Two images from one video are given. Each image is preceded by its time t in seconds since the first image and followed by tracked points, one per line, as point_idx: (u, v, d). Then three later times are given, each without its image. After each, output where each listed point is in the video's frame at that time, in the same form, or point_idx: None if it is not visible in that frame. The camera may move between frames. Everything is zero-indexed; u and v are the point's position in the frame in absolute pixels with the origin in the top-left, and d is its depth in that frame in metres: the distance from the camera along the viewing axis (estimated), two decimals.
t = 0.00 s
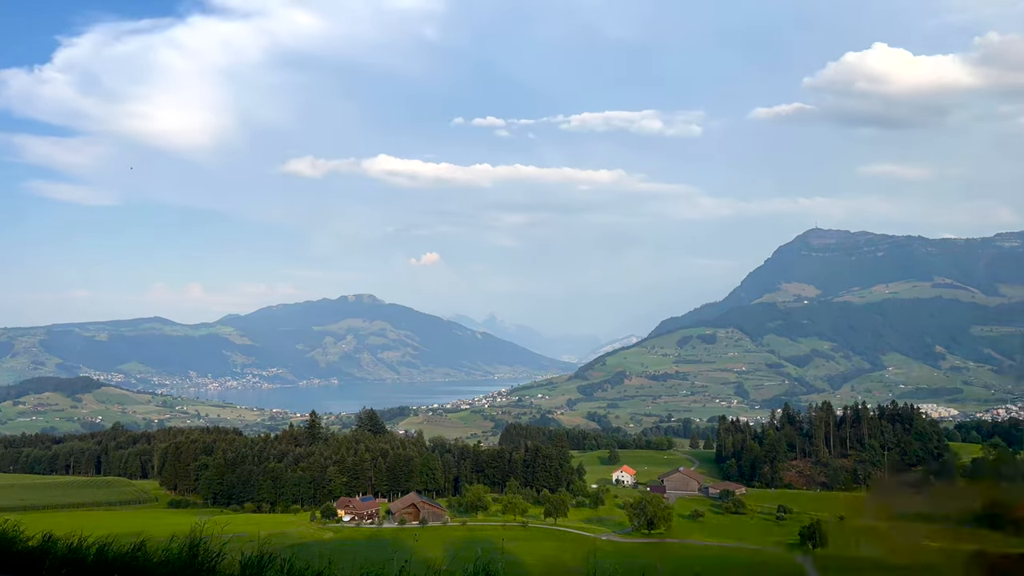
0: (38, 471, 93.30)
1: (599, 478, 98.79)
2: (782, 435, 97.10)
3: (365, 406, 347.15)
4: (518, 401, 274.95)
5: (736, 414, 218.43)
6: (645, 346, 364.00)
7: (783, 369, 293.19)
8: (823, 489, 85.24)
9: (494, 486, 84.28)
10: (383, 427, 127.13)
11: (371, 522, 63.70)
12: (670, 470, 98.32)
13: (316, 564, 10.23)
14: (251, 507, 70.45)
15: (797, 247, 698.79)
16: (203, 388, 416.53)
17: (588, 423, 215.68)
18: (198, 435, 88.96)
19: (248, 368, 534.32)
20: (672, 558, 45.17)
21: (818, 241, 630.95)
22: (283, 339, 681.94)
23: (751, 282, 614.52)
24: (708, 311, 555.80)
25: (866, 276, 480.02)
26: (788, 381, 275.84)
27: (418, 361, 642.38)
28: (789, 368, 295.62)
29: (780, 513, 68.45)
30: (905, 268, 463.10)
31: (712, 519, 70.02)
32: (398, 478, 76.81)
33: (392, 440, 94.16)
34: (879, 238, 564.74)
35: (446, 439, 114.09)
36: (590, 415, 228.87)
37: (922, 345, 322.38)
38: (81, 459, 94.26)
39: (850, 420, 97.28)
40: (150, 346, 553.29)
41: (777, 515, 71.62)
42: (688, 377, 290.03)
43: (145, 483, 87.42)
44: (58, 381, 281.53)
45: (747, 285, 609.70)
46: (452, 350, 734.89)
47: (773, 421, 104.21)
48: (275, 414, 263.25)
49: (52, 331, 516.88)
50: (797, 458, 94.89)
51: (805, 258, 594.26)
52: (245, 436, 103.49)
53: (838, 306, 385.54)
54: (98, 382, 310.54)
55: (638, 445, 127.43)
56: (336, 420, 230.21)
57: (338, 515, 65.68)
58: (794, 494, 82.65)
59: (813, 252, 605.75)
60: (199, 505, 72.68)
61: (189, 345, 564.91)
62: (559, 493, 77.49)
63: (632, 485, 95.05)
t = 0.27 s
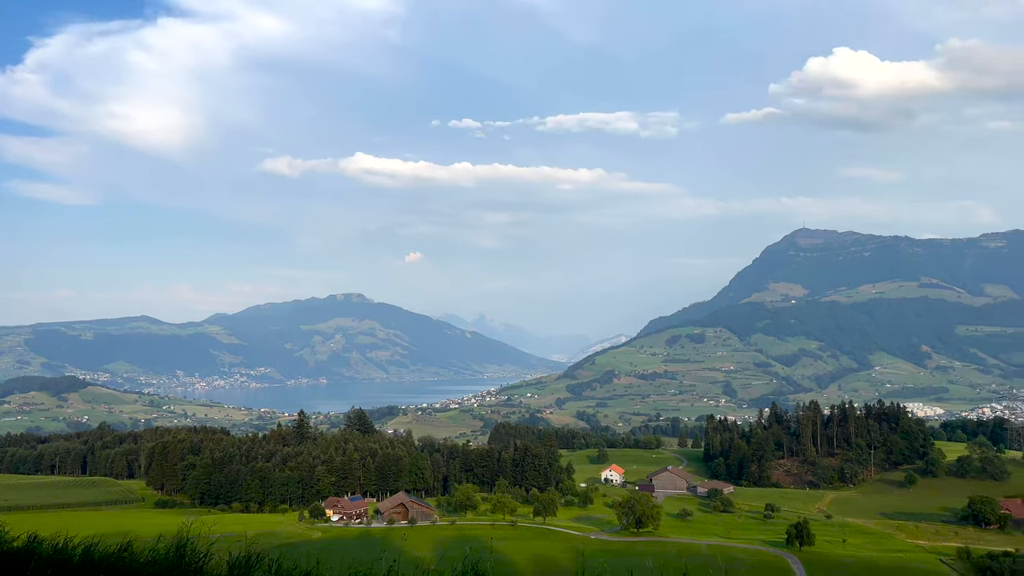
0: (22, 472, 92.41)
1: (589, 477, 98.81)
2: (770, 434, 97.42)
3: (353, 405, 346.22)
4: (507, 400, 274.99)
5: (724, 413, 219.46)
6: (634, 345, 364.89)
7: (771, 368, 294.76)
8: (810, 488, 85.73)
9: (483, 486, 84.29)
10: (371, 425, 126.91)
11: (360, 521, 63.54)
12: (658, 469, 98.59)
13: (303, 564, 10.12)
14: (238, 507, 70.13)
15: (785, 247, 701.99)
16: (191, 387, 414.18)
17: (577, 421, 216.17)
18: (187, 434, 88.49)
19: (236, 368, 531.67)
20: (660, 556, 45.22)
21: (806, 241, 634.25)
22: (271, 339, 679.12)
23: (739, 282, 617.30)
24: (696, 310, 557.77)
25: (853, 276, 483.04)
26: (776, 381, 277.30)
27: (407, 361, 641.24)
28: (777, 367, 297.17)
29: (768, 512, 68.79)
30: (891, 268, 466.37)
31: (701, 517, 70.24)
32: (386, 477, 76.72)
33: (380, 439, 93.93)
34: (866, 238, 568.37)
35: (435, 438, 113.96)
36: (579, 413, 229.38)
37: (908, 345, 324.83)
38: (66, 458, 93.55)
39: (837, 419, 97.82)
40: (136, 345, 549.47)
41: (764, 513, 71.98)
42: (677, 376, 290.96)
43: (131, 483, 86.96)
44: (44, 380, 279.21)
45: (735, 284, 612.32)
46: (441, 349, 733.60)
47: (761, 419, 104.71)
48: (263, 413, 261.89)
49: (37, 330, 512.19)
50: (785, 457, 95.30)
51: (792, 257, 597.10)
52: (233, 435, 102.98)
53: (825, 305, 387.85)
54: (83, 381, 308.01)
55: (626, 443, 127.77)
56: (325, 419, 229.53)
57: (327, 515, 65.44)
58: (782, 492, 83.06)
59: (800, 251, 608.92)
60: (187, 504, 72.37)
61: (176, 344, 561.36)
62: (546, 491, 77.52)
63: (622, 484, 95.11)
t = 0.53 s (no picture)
0: (13, 472, 92.04)
1: (582, 477, 99.02)
2: (764, 434, 97.73)
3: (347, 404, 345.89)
4: (501, 400, 275.14)
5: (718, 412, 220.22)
6: (627, 345, 365.33)
7: (764, 368, 295.64)
8: (803, 487, 86.04)
9: (477, 485, 84.29)
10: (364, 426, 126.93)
11: (353, 522, 63.47)
12: (651, 469, 98.84)
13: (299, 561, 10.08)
14: (231, 507, 70.01)
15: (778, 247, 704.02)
16: (183, 388, 413.04)
17: (571, 421, 216.65)
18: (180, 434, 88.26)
19: (229, 367, 530.22)
20: (654, 556, 45.25)
21: (798, 241, 636.26)
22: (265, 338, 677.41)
23: (732, 282, 618.88)
24: (690, 310, 558.77)
25: (846, 276, 484.82)
26: (769, 380, 278.20)
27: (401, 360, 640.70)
28: (770, 367, 298.10)
29: (761, 511, 69.00)
30: (883, 269, 468.32)
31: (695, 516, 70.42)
32: (380, 477, 76.67)
33: (374, 439, 93.81)
34: (858, 238, 570.64)
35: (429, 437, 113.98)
36: (573, 413, 229.63)
37: (900, 344, 326.25)
38: (58, 458, 93.23)
39: (830, 418, 98.15)
40: (129, 345, 547.28)
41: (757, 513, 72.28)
42: (670, 376, 291.47)
43: (124, 483, 86.73)
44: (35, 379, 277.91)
45: (728, 284, 613.82)
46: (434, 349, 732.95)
47: (754, 419, 104.99)
48: (256, 413, 261.13)
49: (28, 330, 509.64)
50: (778, 456, 95.54)
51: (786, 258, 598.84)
52: (226, 436, 102.75)
53: (818, 305, 389.27)
54: (76, 381, 306.50)
55: (619, 443, 127.98)
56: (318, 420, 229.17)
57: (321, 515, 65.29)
58: (775, 492, 83.31)
59: (793, 251, 610.71)
60: (180, 504, 72.18)
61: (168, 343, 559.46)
62: (539, 491, 77.58)
63: (615, 484, 95.29)
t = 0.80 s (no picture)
0: (5, 471, 91.61)
1: (577, 476, 99.09)
2: (757, 433, 97.92)
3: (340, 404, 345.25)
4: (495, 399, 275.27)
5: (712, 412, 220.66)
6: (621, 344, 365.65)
7: (758, 368, 296.30)
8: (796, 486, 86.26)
9: (471, 485, 84.25)
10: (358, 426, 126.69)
11: (347, 521, 63.33)
12: (645, 468, 98.99)
13: (292, 563, 10.00)
14: (224, 506, 69.77)
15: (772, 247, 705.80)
16: (177, 387, 411.65)
17: (565, 420, 216.84)
18: (173, 434, 87.95)
19: (222, 367, 528.46)
20: (648, 555, 45.24)
21: (792, 241, 637.33)
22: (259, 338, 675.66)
23: (726, 281, 619.83)
24: (683, 309, 559.56)
25: (839, 276, 486.10)
26: (763, 380, 278.93)
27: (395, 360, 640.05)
28: (764, 367, 298.88)
29: (754, 510, 69.10)
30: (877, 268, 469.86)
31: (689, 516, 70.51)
32: (374, 477, 76.45)
33: (368, 439, 93.62)
34: (852, 238, 572.28)
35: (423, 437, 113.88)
36: (568, 413, 229.69)
37: (893, 344, 327.50)
38: (50, 458, 92.88)
39: (823, 417, 98.45)
40: (122, 344, 545.12)
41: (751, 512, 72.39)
42: (664, 376, 291.89)
43: (117, 483, 86.41)
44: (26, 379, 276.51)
45: (722, 283, 614.94)
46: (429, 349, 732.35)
47: (747, 418, 105.24)
48: (250, 413, 260.27)
49: (20, 329, 506.93)
50: (772, 455, 95.69)
51: (779, 258, 600.05)
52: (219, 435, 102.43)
53: (812, 305, 390.27)
54: (68, 380, 305.08)
55: (613, 442, 128.02)
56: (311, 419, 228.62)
57: (315, 514, 65.14)
58: (769, 491, 83.45)
59: (787, 251, 612.09)
60: (173, 503, 71.95)
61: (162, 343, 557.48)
62: (533, 490, 77.57)
63: (609, 483, 95.41)
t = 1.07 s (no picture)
0: None
1: (570, 475, 99.25)
2: (749, 433, 98.13)
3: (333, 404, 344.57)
4: (488, 399, 275.29)
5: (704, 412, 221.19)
6: (613, 344, 366.13)
7: (750, 367, 297.15)
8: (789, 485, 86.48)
9: (465, 485, 84.25)
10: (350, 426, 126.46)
11: (340, 521, 63.23)
12: (638, 468, 99.17)
13: (283, 563, 9.99)
14: (216, 507, 69.52)
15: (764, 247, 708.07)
16: (169, 387, 410.03)
17: (558, 420, 217.08)
18: (165, 434, 87.56)
19: (214, 366, 526.51)
20: (641, 555, 45.22)
21: (784, 241, 639.67)
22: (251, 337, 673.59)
23: (718, 281, 621.27)
24: (676, 309, 560.56)
25: (831, 276, 487.93)
26: (755, 379, 279.81)
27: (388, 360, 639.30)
28: (756, 366, 299.80)
29: (746, 510, 69.26)
30: (868, 268, 471.82)
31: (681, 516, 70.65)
32: (367, 477, 76.30)
33: (360, 439, 93.40)
34: (843, 237, 574.42)
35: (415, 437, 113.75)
36: (560, 412, 229.80)
37: (885, 344, 329.19)
38: (41, 458, 92.45)
39: (815, 417, 98.73)
40: (113, 344, 542.46)
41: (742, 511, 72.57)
42: (657, 375, 292.42)
43: (108, 483, 86.02)
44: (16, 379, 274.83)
45: (715, 283, 616.28)
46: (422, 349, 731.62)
47: (740, 418, 105.52)
48: (242, 413, 259.26)
49: (10, 329, 503.74)
50: (764, 454, 95.87)
51: (772, 257, 601.65)
52: (210, 435, 102.03)
53: (804, 305, 391.59)
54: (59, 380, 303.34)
55: (605, 442, 128.12)
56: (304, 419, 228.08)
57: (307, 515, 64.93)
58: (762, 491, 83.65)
59: (779, 251, 613.96)
60: (165, 504, 71.69)
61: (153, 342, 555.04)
62: (527, 490, 77.56)
63: (602, 482, 95.55)
